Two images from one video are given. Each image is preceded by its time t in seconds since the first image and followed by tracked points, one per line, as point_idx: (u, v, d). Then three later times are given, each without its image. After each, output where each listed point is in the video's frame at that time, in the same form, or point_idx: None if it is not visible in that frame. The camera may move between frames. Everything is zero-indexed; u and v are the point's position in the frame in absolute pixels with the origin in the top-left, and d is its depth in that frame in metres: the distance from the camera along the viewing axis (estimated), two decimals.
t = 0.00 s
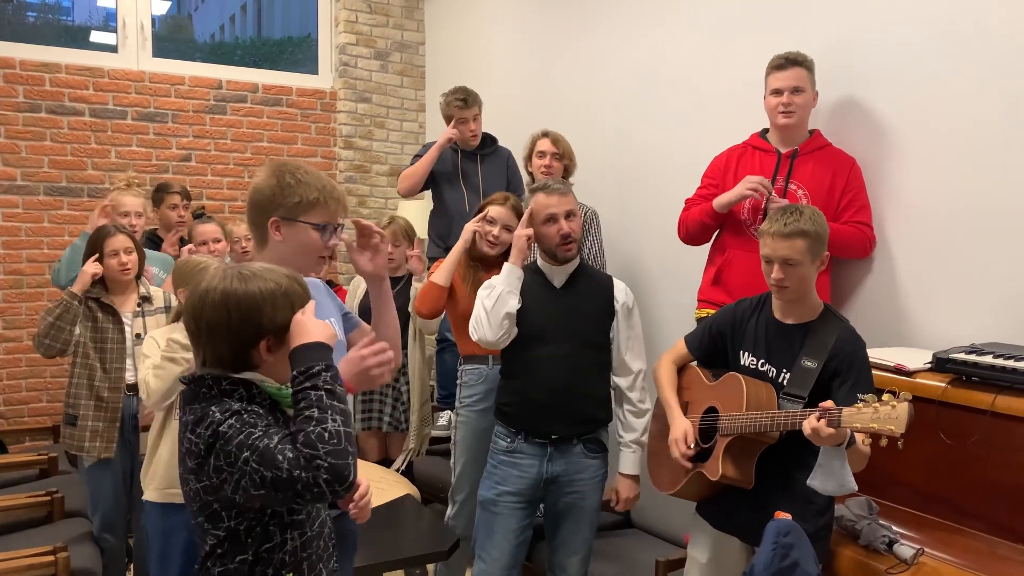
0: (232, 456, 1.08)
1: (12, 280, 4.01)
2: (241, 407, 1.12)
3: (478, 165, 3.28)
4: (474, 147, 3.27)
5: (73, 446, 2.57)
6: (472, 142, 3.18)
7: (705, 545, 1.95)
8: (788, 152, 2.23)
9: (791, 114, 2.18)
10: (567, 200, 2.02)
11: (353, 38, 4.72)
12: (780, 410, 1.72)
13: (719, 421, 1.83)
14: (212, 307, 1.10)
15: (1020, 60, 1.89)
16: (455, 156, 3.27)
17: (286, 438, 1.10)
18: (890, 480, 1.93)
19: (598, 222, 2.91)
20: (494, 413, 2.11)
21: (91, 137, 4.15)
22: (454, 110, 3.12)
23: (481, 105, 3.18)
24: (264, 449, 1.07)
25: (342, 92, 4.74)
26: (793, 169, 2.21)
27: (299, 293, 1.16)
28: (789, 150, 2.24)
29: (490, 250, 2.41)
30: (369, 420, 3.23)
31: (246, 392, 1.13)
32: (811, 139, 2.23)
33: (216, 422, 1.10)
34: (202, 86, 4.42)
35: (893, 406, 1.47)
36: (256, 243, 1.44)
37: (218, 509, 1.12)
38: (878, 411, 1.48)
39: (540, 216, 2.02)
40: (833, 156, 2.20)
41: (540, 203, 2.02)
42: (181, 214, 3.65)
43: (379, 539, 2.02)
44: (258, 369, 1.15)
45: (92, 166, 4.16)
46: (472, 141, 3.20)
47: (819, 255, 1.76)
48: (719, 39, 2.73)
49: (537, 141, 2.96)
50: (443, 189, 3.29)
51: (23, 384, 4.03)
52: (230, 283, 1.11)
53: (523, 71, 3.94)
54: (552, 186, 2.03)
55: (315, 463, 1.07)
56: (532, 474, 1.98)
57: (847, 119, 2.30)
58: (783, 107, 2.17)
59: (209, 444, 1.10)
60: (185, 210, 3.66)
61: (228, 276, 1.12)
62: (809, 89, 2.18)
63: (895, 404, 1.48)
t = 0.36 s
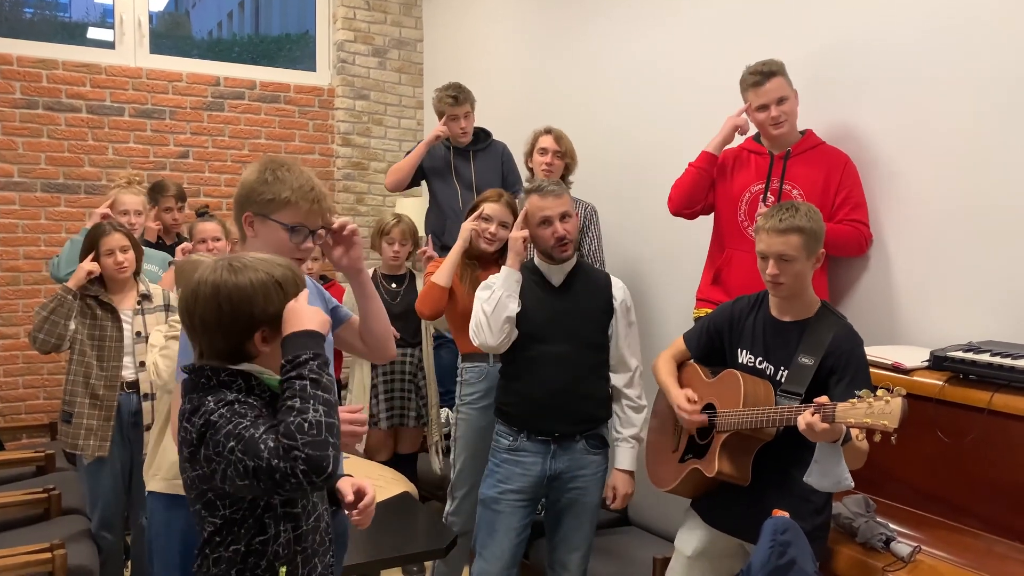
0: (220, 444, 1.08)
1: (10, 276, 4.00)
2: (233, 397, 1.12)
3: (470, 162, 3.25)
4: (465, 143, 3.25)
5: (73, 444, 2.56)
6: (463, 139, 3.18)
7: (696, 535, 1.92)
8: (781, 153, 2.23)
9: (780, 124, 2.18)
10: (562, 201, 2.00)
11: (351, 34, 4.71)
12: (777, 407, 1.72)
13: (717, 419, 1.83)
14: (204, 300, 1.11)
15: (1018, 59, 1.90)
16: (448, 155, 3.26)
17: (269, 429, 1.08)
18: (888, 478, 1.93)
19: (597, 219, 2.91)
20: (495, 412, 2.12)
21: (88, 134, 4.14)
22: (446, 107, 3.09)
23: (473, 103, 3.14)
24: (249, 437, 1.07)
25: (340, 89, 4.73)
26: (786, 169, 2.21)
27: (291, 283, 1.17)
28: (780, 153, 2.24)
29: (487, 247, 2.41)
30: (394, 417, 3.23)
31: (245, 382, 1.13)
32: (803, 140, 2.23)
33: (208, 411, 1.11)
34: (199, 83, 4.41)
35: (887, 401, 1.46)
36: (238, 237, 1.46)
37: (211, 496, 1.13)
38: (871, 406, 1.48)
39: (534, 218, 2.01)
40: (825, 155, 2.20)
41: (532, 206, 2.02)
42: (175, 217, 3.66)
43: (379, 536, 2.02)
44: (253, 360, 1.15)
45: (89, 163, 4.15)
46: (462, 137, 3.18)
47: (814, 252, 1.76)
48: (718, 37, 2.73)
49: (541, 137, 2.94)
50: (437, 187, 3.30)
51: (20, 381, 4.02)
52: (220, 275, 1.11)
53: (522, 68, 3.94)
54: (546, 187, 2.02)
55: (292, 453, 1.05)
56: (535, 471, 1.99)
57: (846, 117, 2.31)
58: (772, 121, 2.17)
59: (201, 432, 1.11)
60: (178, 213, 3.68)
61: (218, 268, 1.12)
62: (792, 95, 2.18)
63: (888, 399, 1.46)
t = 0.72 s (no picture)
0: (206, 423, 1.10)
1: (11, 278, 4.00)
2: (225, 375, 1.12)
3: (477, 167, 3.25)
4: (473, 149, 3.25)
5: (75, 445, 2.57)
6: (474, 143, 3.16)
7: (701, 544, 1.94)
8: (781, 149, 2.24)
9: (779, 119, 2.18)
10: (568, 202, 2.00)
11: (352, 36, 4.71)
12: (777, 409, 1.71)
13: (716, 421, 1.83)
14: (205, 296, 1.11)
15: (1019, 60, 1.89)
16: (454, 160, 3.23)
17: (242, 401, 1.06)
18: (890, 479, 1.93)
19: (599, 219, 2.92)
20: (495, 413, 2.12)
21: (89, 135, 4.14)
22: (461, 109, 3.09)
23: (485, 105, 3.13)
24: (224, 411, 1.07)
25: (341, 90, 4.73)
26: (785, 166, 2.21)
27: (293, 278, 1.17)
28: (780, 149, 2.24)
29: (491, 242, 2.39)
30: (403, 417, 3.23)
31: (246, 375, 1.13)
32: (804, 137, 2.23)
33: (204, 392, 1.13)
34: (200, 84, 4.41)
35: (890, 406, 1.47)
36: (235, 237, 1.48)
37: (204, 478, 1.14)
38: (875, 410, 1.48)
39: (538, 217, 2.02)
40: (825, 152, 2.20)
41: (539, 203, 2.02)
42: (177, 212, 3.65)
43: (379, 537, 2.02)
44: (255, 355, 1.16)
45: (91, 164, 4.15)
46: (474, 140, 3.16)
47: (816, 252, 1.76)
48: (718, 37, 2.73)
49: (530, 141, 2.96)
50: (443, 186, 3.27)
51: (22, 382, 4.03)
52: (221, 271, 1.12)
53: (522, 69, 3.93)
54: (552, 187, 2.03)
55: (251, 423, 1.03)
56: (535, 473, 1.99)
57: (846, 117, 2.30)
58: (770, 117, 2.18)
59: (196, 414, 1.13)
60: (182, 207, 3.66)
61: (219, 265, 1.13)
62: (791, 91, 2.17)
63: (892, 403, 1.47)
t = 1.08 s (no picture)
0: (274, 440, 1.06)
1: (13, 279, 4.01)
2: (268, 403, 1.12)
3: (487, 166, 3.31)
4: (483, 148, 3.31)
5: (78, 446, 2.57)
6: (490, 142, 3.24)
7: (703, 546, 1.96)
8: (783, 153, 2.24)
9: (791, 116, 2.18)
10: (566, 205, 1.98)
11: (353, 37, 4.72)
12: (780, 411, 1.71)
13: (719, 421, 1.83)
14: (183, 313, 1.12)
15: (1019, 60, 1.89)
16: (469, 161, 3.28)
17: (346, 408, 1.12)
18: (891, 480, 1.93)
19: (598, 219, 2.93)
20: (493, 411, 2.11)
21: (91, 137, 4.15)
22: (478, 106, 3.12)
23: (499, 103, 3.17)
24: (337, 431, 1.08)
25: (342, 91, 4.74)
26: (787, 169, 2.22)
27: (274, 302, 1.14)
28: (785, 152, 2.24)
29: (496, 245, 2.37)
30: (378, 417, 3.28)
31: (239, 398, 1.12)
32: (805, 141, 2.24)
33: (241, 416, 1.09)
34: (202, 85, 4.42)
35: (899, 407, 1.46)
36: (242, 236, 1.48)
37: (229, 512, 1.09)
38: (883, 412, 1.47)
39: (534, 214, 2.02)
40: (826, 157, 2.21)
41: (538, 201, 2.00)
42: (174, 214, 3.65)
43: (378, 538, 2.02)
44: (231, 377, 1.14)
45: (92, 165, 4.16)
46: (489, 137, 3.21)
47: (820, 256, 1.76)
48: (718, 38, 2.73)
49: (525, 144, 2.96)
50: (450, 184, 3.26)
51: (24, 383, 4.03)
52: (201, 289, 1.12)
53: (524, 70, 3.94)
54: (555, 187, 2.01)
55: (389, 418, 1.10)
56: (531, 472, 1.99)
57: (845, 118, 2.30)
58: (784, 110, 2.18)
59: (231, 438, 1.07)
60: (179, 209, 3.66)
61: (202, 283, 1.13)
62: (809, 94, 2.19)
63: (901, 404, 1.46)
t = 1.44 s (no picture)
0: (284, 431, 1.08)
1: (14, 282, 4.01)
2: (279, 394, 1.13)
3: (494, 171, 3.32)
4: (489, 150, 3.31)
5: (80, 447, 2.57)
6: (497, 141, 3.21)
7: (703, 544, 1.94)
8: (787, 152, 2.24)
9: (795, 112, 2.18)
10: (567, 206, 1.97)
11: (354, 39, 4.73)
12: (783, 410, 1.71)
13: (722, 421, 1.83)
14: (182, 301, 1.13)
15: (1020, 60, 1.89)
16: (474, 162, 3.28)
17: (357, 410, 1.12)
18: (892, 480, 1.93)
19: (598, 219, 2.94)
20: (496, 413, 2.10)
21: (93, 139, 4.15)
22: (488, 106, 3.12)
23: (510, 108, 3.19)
24: (348, 429, 1.09)
25: (343, 93, 4.74)
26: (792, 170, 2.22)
27: (270, 282, 1.14)
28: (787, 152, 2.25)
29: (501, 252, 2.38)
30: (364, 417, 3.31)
31: (250, 384, 1.12)
32: (809, 140, 2.24)
33: (253, 404, 1.10)
34: (203, 88, 4.43)
35: (899, 407, 1.46)
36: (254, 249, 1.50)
37: (238, 498, 1.10)
38: (884, 411, 1.47)
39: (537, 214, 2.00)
40: (830, 157, 2.21)
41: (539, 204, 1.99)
42: (174, 213, 3.65)
43: (383, 541, 2.02)
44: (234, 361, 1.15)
45: (94, 168, 4.16)
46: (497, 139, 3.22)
47: (826, 256, 1.77)
48: (719, 38, 2.73)
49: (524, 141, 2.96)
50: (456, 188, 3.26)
51: (26, 386, 4.03)
52: (197, 275, 1.14)
53: (524, 72, 3.94)
54: (557, 188, 1.99)
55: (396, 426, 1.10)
56: (539, 475, 1.98)
57: (846, 119, 2.30)
58: (788, 106, 2.18)
59: (242, 425, 1.08)
60: (178, 208, 3.66)
61: (198, 270, 1.15)
62: (814, 92, 2.20)
63: (901, 404, 1.46)
